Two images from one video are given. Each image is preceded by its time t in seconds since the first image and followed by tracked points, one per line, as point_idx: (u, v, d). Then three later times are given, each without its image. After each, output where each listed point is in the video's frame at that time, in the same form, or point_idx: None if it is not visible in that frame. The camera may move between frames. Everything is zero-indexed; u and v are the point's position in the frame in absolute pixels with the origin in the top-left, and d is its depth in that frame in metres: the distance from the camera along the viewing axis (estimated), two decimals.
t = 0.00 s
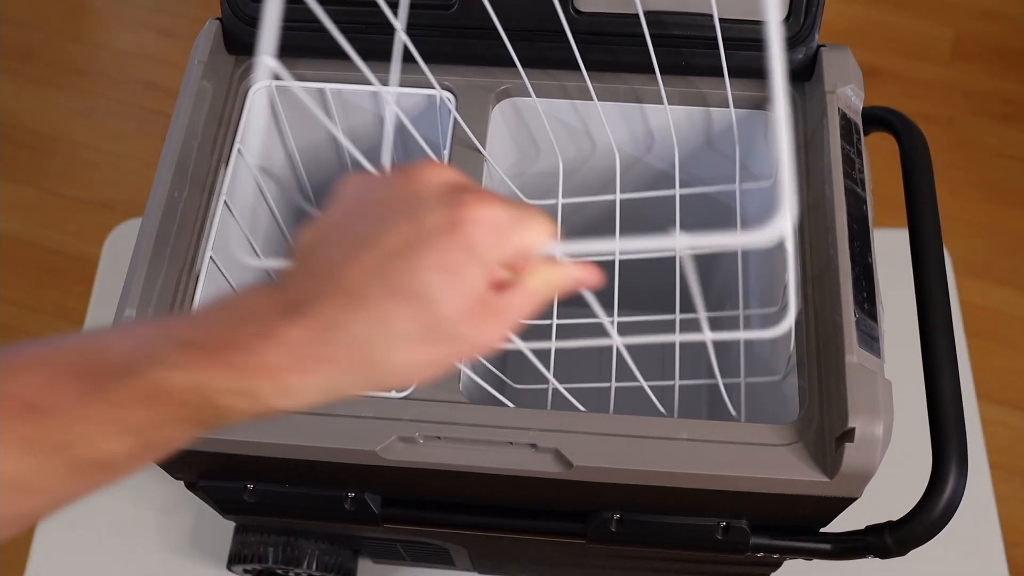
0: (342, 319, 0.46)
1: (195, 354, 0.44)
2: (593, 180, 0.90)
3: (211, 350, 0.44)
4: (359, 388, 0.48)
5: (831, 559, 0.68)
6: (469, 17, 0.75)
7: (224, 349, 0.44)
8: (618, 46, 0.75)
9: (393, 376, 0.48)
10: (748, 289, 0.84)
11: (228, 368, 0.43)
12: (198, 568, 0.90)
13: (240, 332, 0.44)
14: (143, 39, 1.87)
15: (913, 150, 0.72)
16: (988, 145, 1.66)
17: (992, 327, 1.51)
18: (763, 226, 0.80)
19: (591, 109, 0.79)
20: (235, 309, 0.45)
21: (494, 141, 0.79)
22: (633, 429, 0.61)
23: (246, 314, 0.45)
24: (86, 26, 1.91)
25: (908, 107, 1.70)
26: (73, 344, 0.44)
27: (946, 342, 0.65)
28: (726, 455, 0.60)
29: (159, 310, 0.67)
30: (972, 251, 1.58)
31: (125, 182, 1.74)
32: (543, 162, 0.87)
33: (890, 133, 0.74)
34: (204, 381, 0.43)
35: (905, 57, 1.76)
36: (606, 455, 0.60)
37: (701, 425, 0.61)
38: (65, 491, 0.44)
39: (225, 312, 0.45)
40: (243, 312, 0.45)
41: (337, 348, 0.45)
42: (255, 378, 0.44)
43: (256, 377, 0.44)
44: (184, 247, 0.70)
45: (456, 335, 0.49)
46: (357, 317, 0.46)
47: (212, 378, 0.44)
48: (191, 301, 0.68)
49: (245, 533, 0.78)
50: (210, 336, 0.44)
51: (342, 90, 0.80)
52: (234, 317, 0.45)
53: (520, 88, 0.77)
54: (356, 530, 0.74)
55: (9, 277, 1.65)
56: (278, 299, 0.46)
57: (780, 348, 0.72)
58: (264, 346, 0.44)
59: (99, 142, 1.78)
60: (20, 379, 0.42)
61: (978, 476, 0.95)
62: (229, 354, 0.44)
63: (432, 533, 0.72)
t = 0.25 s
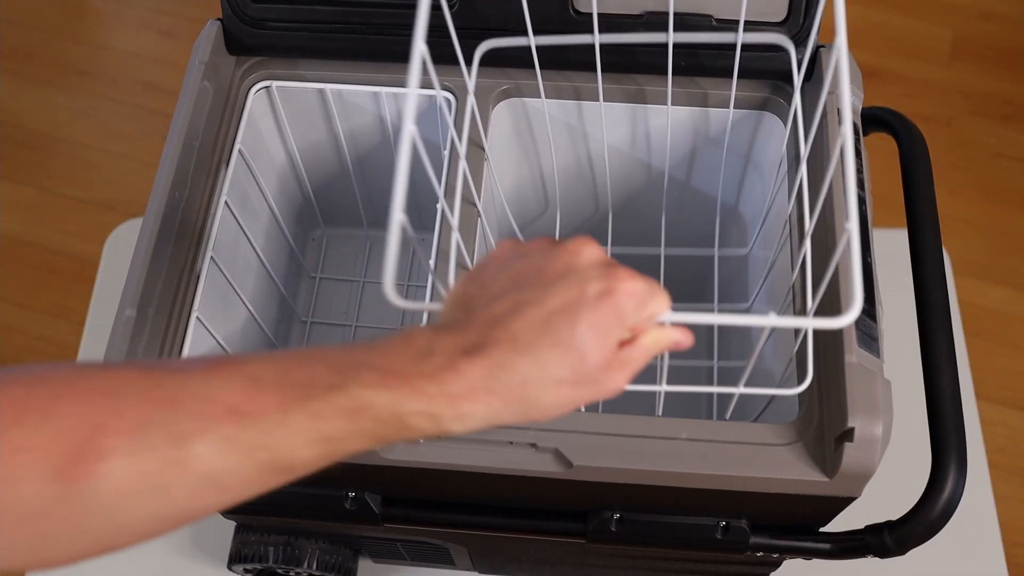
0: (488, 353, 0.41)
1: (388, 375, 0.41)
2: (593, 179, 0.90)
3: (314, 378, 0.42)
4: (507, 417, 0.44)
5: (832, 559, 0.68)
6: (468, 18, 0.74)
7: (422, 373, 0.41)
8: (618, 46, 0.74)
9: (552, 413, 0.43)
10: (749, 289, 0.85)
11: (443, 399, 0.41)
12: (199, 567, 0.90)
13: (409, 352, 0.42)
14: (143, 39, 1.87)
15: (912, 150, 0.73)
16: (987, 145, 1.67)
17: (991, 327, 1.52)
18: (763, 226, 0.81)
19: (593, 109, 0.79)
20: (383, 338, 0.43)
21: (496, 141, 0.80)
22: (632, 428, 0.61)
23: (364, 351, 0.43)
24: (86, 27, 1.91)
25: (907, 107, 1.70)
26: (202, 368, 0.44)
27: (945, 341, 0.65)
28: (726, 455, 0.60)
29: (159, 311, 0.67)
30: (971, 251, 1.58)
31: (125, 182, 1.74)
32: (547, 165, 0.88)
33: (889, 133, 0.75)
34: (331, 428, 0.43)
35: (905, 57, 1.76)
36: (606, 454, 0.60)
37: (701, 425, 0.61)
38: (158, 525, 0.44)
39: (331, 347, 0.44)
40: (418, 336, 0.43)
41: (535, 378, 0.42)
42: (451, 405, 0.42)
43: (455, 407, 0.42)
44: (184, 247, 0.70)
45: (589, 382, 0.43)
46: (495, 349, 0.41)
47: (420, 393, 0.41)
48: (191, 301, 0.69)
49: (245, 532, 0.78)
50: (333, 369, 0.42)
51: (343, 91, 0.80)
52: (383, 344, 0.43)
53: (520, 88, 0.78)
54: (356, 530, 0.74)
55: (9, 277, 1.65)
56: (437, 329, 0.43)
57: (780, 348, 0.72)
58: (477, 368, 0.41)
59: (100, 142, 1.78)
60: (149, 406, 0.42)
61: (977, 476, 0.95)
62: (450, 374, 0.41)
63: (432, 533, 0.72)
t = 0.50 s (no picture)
0: (529, 387, 0.51)
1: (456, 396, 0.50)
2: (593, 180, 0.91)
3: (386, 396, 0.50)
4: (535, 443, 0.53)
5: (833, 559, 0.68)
6: (468, 18, 0.74)
7: (481, 395, 0.51)
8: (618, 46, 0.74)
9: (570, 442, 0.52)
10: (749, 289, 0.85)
11: (495, 419, 0.51)
12: (199, 567, 0.90)
13: (470, 378, 0.52)
14: (143, 39, 1.87)
15: (912, 150, 0.73)
16: (986, 146, 1.67)
17: (990, 327, 1.52)
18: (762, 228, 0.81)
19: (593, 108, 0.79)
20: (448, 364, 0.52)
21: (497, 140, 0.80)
22: (632, 428, 0.61)
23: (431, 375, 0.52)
24: (86, 27, 1.91)
25: (907, 107, 1.70)
26: (304, 371, 0.50)
27: (945, 341, 0.65)
28: (726, 454, 0.60)
29: (159, 311, 0.67)
30: (971, 251, 1.58)
31: (125, 182, 1.74)
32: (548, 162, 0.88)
33: (889, 133, 0.75)
34: (410, 434, 0.50)
35: (904, 58, 1.76)
36: (606, 454, 0.60)
37: (701, 425, 0.61)
38: (240, 500, 0.50)
39: (403, 369, 0.52)
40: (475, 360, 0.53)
41: (564, 411, 0.51)
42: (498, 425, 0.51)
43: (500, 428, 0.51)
44: (184, 247, 0.70)
45: (603, 419, 0.52)
46: (534, 383, 0.51)
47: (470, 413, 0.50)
48: (192, 301, 0.69)
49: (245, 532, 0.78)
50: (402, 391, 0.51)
51: (343, 91, 0.80)
52: (447, 368, 0.52)
53: (520, 88, 0.78)
54: (355, 530, 0.74)
55: (9, 277, 1.65)
56: (490, 361, 0.53)
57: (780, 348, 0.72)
58: (521, 397, 0.51)
59: (100, 142, 1.78)
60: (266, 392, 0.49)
61: (976, 476, 0.95)
62: (503, 395, 0.51)
63: (431, 533, 0.72)
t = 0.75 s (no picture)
0: (529, 438, 0.56)
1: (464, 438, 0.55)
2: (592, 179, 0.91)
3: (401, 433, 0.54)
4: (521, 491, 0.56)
5: (833, 559, 0.68)
6: (468, 19, 0.74)
7: (485, 440, 0.55)
8: (618, 46, 0.74)
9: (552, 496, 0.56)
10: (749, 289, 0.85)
11: (493, 463, 0.55)
12: (199, 568, 0.90)
13: (476, 420, 0.56)
14: (143, 39, 1.87)
15: (912, 149, 0.73)
16: (986, 146, 1.67)
17: (990, 327, 1.52)
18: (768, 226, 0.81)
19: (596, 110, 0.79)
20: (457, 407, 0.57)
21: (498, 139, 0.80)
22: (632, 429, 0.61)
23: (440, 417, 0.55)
24: (86, 27, 1.91)
25: (906, 107, 1.70)
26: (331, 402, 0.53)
27: (945, 341, 0.65)
28: (725, 455, 0.60)
29: (159, 311, 0.67)
30: (970, 251, 1.58)
31: (125, 182, 1.74)
32: (547, 158, 0.88)
33: (889, 132, 0.75)
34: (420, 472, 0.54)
35: (904, 58, 1.76)
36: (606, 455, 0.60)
37: (701, 425, 0.61)
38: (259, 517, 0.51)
39: (418, 409, 0.55)
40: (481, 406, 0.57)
41: (553, 463, 0.55)
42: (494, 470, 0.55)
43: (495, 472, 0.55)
44: (183, 248, 0.70)
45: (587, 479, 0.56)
46: (532, 436, 0.56)
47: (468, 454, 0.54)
48: (192, 301, 0.69)
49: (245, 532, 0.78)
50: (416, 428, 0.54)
51: (343, 91, 0.80)
52: (458, 410, 0.56)
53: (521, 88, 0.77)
54: (355, 530, 0.74)
55: (9, 277, 1.65)
56: (495, 411, 0.57)
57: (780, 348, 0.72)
58: (521, 446, 0.55)
59: (100, 142, 1.78)
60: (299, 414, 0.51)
61: (976, 475, 0.95)
62: (505, 440, 0.55)
63: (431, 533, 0.72)
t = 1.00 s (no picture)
0: (505, 447, 0.56)
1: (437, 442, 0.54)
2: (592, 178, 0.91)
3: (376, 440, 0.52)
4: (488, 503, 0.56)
5: (834, 559, 0.68)
6: (468, 19, 0.74)
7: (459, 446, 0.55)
8: (618, 46, 0.74)
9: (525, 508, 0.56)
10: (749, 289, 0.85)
11: (465, 471, 0.55)
12: (199, 567, 0.90)
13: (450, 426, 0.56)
14: (143, 39, 1.87)
15: (912, 149, 0.73)
16: (986, 146, 1.67)
17: (990, 327, 1.52)
18: (765, 226, 0.81)
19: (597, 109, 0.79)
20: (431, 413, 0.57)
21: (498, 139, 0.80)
22: (632, 429, 0.61)
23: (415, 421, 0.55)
24: (86, 27, 1.91)
25: (906, 107, 1.70)
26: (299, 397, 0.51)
27: (944, 341, 0.65)
28: (725, 455, 0.60)
29: (159, 310, 0.67)
30: (970, 251, 1.58)
31: (125, 182, 1.74)
32: (547, 156, 0.88)
33: (889, 132, 0.75)
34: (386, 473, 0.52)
35: (904, 58, 1.76)
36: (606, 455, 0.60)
37: (701, 425, 0.61)
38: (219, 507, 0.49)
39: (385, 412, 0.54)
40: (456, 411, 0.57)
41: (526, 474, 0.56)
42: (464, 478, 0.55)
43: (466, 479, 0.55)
44: (183, 247, 0.70)
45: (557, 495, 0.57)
46: (508, 446, 0.56)
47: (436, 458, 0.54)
48: (192, 301, 0.69)
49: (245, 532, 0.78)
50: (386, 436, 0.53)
51: (343, 91, 0.80)
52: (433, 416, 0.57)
53: (521, 88, 0.77)
54: (356, 530, 0.74)
55: (9, 278, 1.65)
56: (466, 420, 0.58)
57: (779, 347, 0.72)
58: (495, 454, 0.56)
59: (100, 142, 1.78)
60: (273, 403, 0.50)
61: (976, 475, 0.95)
62: (480, 448, 0.56)
63: (431, 533, 0.72)
